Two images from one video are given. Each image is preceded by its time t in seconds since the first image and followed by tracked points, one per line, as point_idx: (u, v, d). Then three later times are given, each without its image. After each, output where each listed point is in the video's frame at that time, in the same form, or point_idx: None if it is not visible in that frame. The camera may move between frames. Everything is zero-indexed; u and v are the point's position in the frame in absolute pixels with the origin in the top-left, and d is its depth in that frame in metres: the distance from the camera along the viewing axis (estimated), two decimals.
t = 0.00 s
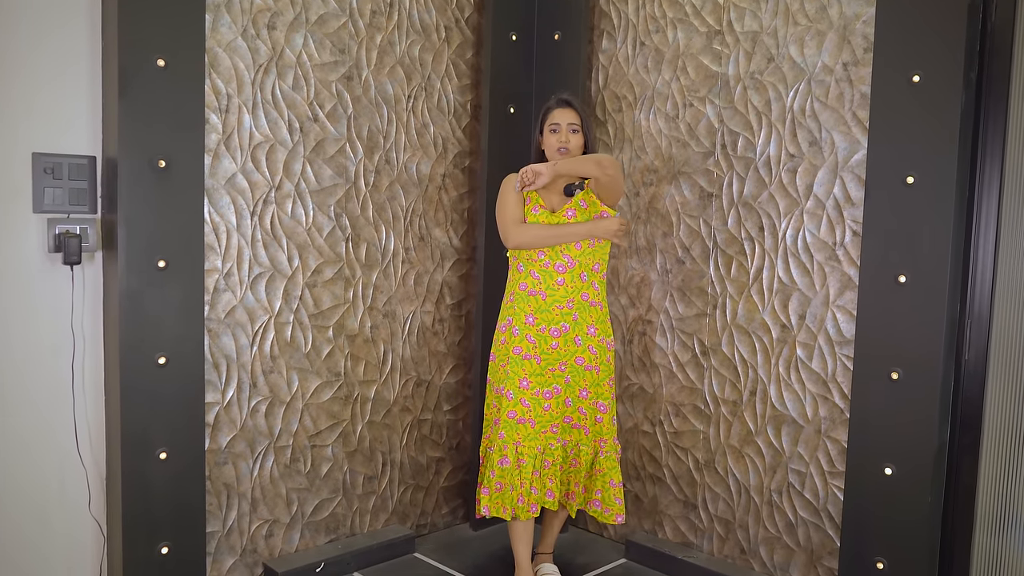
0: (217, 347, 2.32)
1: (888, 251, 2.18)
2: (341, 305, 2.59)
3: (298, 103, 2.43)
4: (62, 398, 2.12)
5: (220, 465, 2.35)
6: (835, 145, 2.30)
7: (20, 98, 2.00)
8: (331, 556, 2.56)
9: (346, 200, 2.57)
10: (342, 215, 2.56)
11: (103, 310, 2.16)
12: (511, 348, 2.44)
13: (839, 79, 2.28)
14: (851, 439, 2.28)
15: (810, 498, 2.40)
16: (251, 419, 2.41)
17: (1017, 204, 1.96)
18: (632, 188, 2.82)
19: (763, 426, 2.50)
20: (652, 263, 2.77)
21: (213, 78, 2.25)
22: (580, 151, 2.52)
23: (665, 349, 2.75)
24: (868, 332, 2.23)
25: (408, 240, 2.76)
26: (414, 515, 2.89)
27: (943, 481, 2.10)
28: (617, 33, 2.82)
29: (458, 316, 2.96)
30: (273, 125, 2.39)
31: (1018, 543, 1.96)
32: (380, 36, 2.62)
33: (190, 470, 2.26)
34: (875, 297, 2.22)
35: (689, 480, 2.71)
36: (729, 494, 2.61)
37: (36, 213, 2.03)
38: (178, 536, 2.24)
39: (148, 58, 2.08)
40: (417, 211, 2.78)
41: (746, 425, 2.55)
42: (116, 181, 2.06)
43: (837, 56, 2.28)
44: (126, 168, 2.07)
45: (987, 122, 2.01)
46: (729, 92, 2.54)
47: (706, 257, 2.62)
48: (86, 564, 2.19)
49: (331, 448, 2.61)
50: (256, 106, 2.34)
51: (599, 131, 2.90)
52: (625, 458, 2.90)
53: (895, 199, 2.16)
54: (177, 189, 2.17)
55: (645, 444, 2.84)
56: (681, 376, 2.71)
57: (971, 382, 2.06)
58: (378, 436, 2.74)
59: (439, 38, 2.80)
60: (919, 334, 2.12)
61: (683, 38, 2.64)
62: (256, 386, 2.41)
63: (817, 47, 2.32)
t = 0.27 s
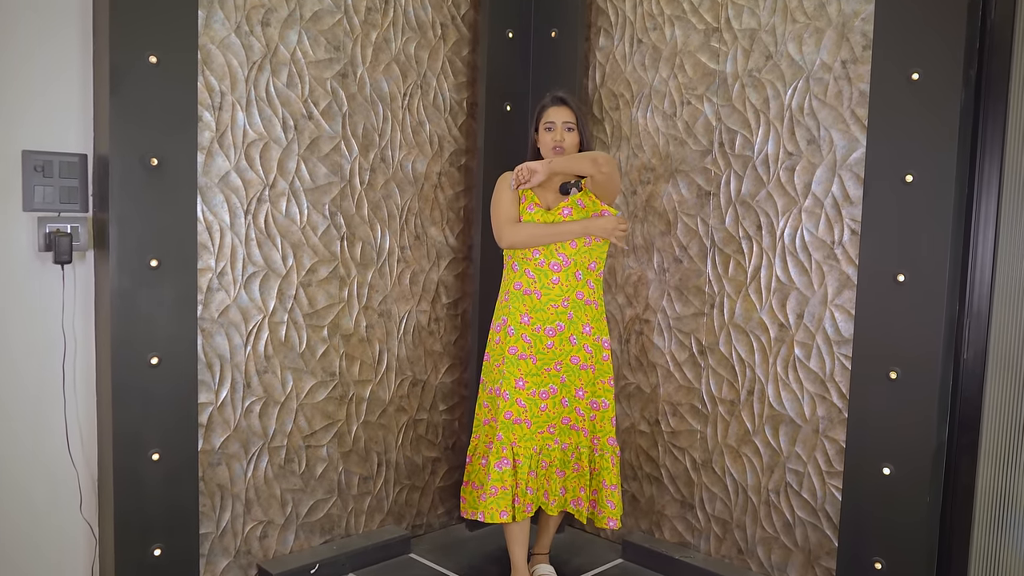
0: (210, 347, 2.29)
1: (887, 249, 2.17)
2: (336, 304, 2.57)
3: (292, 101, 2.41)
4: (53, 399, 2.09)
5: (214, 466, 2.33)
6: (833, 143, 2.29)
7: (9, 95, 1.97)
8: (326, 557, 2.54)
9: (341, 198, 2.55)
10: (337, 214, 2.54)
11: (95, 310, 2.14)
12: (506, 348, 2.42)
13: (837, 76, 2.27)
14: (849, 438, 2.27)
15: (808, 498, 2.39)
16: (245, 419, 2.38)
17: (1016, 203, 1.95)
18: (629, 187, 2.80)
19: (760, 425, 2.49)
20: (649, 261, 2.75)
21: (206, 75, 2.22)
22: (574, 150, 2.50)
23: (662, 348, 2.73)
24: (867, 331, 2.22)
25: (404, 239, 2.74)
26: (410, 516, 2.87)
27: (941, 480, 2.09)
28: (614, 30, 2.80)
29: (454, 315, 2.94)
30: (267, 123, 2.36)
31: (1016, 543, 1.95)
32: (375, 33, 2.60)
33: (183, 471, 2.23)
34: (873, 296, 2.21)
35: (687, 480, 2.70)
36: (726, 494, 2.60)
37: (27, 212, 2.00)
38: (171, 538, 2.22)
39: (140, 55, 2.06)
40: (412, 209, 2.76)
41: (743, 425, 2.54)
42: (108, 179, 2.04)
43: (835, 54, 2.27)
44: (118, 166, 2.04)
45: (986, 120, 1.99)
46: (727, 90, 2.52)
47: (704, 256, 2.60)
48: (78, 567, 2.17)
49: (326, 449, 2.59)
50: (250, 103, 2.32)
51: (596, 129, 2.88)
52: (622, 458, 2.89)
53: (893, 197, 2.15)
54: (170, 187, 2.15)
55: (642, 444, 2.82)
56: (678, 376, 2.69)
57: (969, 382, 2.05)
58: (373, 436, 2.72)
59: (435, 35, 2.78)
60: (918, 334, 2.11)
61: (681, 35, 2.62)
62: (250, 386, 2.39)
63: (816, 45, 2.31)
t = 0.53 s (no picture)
0: (201, 344, 2.27)
1: (883, 246, 2.16)
2: (329, 301, 2.54)
3: (284, 95, 2.38)
4: (41, 398, 2.06)
5: (205, 465, 2.30)
6: (829, 139, 2.27)
7: None
8: (319, 556, 2.52)
9: (333, 194, 2.52)
10: (329, 210, 2.52)
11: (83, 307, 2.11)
12: (500, 348, 2.40)
13: (833, 71, 2.25)
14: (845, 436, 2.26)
15: (804, 496, 2.38)
16: (237, 417, 2.36)
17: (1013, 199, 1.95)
18: (624, 182, 2.78)
19: (756, 423, 2.48)
20: (644, 257, 2.73)
21: (196, 69, 2.20)
22: (566, 146, 2.49)
23: (657, 345, 2.72)
24: (864, 328, 2.21)
25: (397, 235, 2.71)
26: (403, 514, 2.85)
27: (938, 477, 2.09)
28: (609, 25, 2.78)
29: (447, 312, 2.92)
30: (258, 117, 2.33)
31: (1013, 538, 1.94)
32: (368, 27, 2.57)
33: (174, 470, 2.21)
34: (870, 294, 2.19)
35: (682, 478, 2.69)
36: (722, 492, 2.58)
37: (14, 208, 1.97)
38: (162, 537, 2.20)
39: (129, 49, 2.03)
40: (406, 205, 2.73)
41: (739, 422, 2.52)
42: (97, 174, 2.01)
43: (831, 49, 2.25)
44: (107, 161, 2.01)
45: (984, 116, 1.99)
46: (722, 85, 2.50)
47: (699, 252, 2.59)
48: (67, 568, 2.14)
49: (318, 447, 2.56)
50: (241, 98, 2.29)
51: (590, 124, 2.86)
52: (616, 455, 2.87)
53: (890, 194, 2.14)
54: (160, 183, 2.12)
55: (637, 441, 2.81)
56: (673, 373, 2.68)
57: (967, 378, 2.04)
58: (366, 434, 2.70)
59: (428, 30, 2.75)
60: (914, 331, 2.11)
61: (676, 30, 2.60)
62: (242, 384, 2.36)
63: (812, 40, 2.29)
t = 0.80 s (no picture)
0: (197, 346, 2.25)
1: (885, 246, 2.14)
2: (325, 302, 2.52)
3: (279, 95, 2.36)
4: (34, 401, 2.04)
5: (201, 468, 2.28)
6: (830, 138, 2.25)
7: None
8: (316, 559, 2.50)
9: (329, 194, 2.50)
10: (325, 210, 2.50)
11: (77, 310, 2.09)
12: (500, 354, 2.39)
13: (833, 70, 2.23)
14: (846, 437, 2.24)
15: (805, 498, 2.36)
16: (233, 420, 2.34)
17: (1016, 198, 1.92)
18: (622, 182, 2.76)
19: (756, 424, 2.46)
20: (643, 258, 2.71)
21: (191, 68, 2.17)
22: (562, 144, 2.45)
23: (656, 346, 2.70)
24: (865, 328, 2.19)
25: (394, 236, 2.69)
26: (401, 516, 2.83)
27: (941, 480, 2.07)
28: (607, 23, 2.75)
29: (444, 313, 2.90)
30: (253, 117, 2.31)
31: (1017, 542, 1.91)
32: (364, 26, 2.55)
33: (169, 473, 2.19)
34: (872, 294, 2.18)
35: (681, 479, 2.66)
36: (722, 494, 2.56)
37: (7, 209, 1.95)
38: (158, 541, 2.18)
39: (122, 48, 2.01)
40: (403, 205, 2.71)
41: (739, 424, 2.50)
42: (91, 176, 1.99)
43: (831, 47, 2.23)
44: (100, 162, 1.99)
45: (986, 114, 1.96)
46: (721, 84, 2.48)
47: (698, 252, 2.57)
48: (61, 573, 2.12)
49: (315, 449, 2.54)
50: (236, 98, 2.27)
51: (588, 123, 2.84)
52: (615, 457, 2.85)
53: (892, 192, 2.12)
54: (154, 184, 2.10)
55: (636, 443, 2.79)
56: (672, 374, 2.66)
57: (970, 380, 2.02)
58: (363, 436, 2.68)
59: (425, 29, 2.73)
60: (917, 331, 2.09)
61: (675, 28, 2.58)
62: (237, 386, 2.34)
63: (812, 38, 2.27)
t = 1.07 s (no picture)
0: (194, 347, 2.23)
1: (890, 245, 2.12)
2: (324, 302, 2.50)
3: (278, 93, 2.34)
4: (31, 403, 2.02)
5: (199, 470, 2.26)
6: (834, 136, 2.23)
7: None
8: (315, 562, 2.48)
9: (328, 194, 2.48)
10: (325, 210, 2.48)
11: (74, 311, 2.07)
12: (503, 356, 2.37)
13: (838, 67, 2.21)
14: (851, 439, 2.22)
15: (808, 499, 2.34)
16: (231, 422, 2.32)
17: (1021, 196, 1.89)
18: (624, 181, 2.74)
19: (760, 425, 2.43)
20: (645, 257, 2.69)
21: (189, 67, 2.15)
22: (566, 141, 2.43)
23: (658, 346, 2.67)
24: (870, 328, 2.17)
25: (394, 235, 2.67)
26: (401, 518, 2.81)
27: (946, 482, 2.05)
28: (608, 21, 2.73)
29: (445, 314, 2.87)
30: (252, 116, 2.29)
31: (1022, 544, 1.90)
32: (363, 24, 2.53)
33: (167, 475, 2.17)
34: (877, 294, 2.15)
35: (684, 481, 2.64)
36: (725, 495, 2.54)
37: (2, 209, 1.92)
38: (156, 544, 2.16)
39: (119, 47, 1.99)
40: (403, 204, 2.69)
41: (742, 424, 2.48)
42: (87, 176, 1.97)
43: (836, 44, 2.20)
44: (97, 162, 1.97)
45: (993, 111, 1.94)
46: (724, 82, 2.46)
47: (701, 252, 2.54)
48: None
49: (314, 451, 2.52)
50: (234, 96, 2.25)
51: (590, 122, 2.82)
52: (617, 458, 2.83)
53: (897, 191, 2.09)
54: (151, 183, 2.08)
55: (638, 444, 2.76)
56: (675, 374, 2.64)
57: (976, 381, 2.00)
58: (363, 437, 2.65)
59: (425, 27, 2.71)
60: (922, 331, 2.06)
61: (677, 25, 2.56)
62: (236, 388, 2.32)
63: (816, 35, 2.25)
